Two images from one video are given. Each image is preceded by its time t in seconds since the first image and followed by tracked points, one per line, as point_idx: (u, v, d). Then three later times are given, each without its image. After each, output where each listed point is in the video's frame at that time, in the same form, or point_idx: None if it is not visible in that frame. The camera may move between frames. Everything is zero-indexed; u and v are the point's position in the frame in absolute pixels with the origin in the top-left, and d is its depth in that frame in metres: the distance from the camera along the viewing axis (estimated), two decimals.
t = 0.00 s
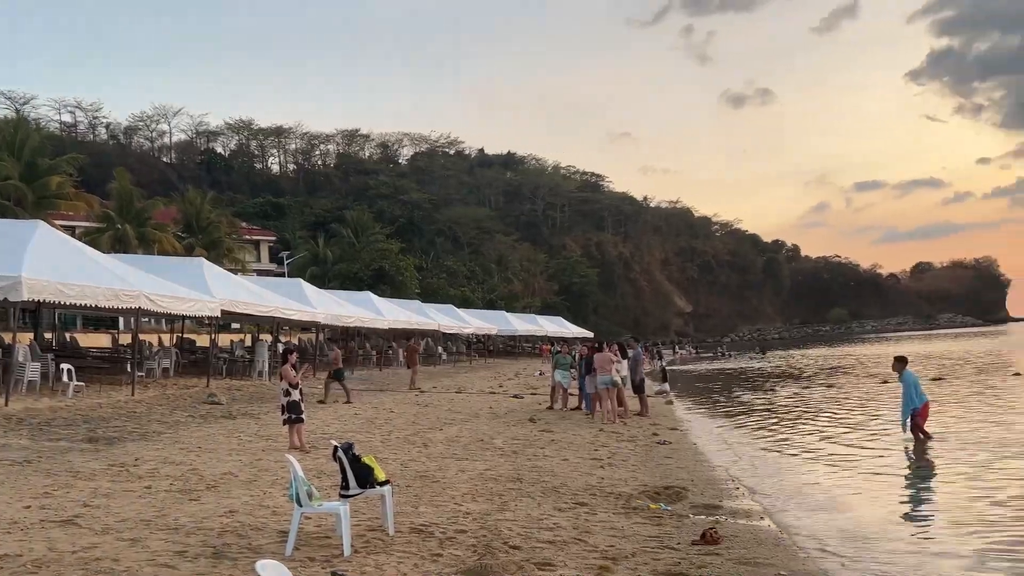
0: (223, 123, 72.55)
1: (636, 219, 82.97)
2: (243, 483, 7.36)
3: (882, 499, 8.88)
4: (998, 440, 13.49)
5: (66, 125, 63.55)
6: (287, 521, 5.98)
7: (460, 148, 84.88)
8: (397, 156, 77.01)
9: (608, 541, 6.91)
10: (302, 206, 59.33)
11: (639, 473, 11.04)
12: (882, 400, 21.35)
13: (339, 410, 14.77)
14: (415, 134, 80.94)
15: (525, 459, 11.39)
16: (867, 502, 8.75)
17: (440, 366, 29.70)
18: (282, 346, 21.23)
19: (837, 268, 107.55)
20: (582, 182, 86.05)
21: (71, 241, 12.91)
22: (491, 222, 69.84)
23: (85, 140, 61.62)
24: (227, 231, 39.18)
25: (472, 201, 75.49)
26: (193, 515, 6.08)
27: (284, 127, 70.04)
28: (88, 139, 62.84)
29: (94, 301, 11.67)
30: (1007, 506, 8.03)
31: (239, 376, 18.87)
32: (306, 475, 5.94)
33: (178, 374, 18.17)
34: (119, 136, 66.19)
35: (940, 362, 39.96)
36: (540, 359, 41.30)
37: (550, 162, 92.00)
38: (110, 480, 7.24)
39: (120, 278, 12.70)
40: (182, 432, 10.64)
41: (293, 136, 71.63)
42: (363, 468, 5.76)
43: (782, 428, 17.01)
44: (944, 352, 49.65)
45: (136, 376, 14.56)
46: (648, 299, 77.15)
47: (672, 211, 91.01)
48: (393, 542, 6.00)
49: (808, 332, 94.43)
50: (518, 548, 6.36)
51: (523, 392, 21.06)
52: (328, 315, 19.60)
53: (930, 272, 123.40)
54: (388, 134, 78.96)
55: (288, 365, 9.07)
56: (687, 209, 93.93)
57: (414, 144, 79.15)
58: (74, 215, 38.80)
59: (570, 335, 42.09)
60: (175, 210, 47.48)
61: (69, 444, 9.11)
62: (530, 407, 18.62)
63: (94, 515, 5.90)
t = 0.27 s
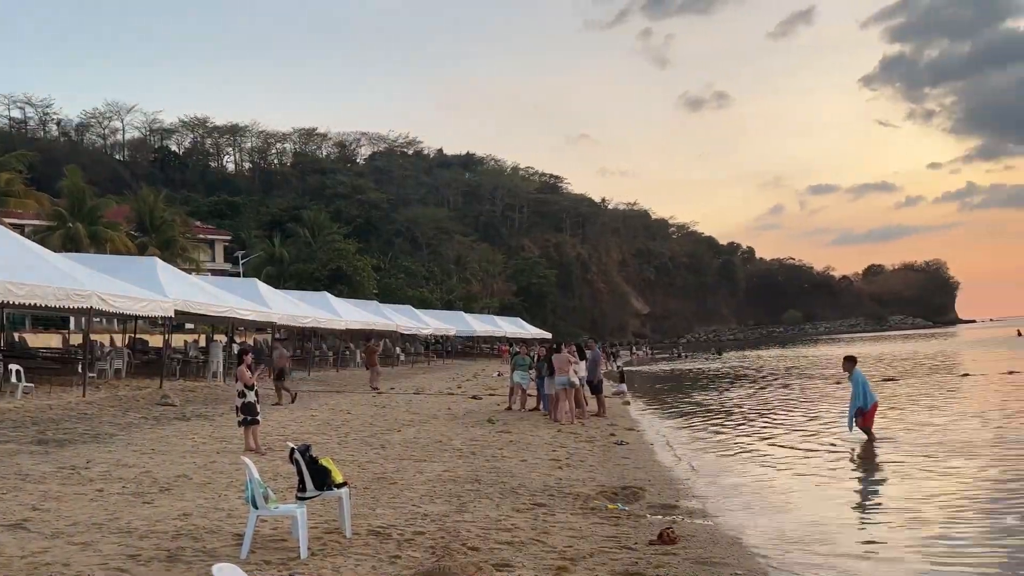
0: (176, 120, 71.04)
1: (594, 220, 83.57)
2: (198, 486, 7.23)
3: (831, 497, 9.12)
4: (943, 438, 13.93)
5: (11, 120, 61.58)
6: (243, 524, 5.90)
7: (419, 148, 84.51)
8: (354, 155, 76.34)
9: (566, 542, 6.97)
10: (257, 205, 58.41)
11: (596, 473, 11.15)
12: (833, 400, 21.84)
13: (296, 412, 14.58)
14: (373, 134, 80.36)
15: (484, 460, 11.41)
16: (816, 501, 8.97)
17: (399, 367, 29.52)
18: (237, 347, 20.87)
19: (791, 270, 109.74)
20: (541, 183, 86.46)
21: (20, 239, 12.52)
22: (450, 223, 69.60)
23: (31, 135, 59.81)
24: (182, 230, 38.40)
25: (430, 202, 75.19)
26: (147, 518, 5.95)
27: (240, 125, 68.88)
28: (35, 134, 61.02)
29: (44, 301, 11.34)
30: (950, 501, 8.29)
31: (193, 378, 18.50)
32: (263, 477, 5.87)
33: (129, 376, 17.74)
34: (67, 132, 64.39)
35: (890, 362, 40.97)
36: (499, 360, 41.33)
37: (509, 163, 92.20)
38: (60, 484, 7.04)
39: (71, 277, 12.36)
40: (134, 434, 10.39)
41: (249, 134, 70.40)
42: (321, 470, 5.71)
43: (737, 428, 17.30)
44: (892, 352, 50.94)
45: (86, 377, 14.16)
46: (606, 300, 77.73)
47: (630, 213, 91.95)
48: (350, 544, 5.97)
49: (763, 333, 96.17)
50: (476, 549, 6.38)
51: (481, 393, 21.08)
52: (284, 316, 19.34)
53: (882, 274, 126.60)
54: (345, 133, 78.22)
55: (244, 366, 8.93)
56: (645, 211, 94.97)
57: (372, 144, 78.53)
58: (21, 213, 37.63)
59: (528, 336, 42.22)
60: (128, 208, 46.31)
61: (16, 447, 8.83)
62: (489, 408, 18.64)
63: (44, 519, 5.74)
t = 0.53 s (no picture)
0: (128, 117, 69.33)
1: (553, 221, 83.94)
2: (152, 489, 7.09)
3: (784, 497, 9.32)
4: (890, 438, 14.35)
5: None
6: (198, 528, 5.81)
7: (377, 148, 83.91)
8: (312, 154, 75.48)
9: (525, 543, 7.01)
10: (213, 204, 57.38)
11: (555, 474, 11.23)
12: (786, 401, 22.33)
13: (253, 414, 14.37)
14: (331, 133, 79.55)
15: (443, 461, 11.39)
16: (770, 501, 9.17)
17: (357, 369, 29.26)
18: (191, 349, 20.47)
19: (747, 272, 111.70)
20: (500, 184, 86.63)
21: None
22: (409, 223, 69.17)
23: None
24: (135, 229, 37.53)
25: (389, 202, 74.64)
26: (99, 522, 5.82)
27: (195, 123, 67.53)
28: None
29: None
30: (897, 500, 8.56)
31: (146, 380, 18.09)
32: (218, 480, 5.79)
33: (80, 377, 17.27)
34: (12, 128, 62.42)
35: (841, 364, 42.01)
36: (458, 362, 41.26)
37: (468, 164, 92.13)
38: (7, 488, 6.84)
39: (20, 277, 11.98)
40: (85, 436, 10.13)
41: (205, 133, 68.98)
42: (277, 473, 5.66)
43: (693, 429, 17.58)
44: (842, 353, 52.25)
45: (34, 379, 13.75)
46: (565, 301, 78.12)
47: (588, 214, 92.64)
48: (308, 547, 5.92)
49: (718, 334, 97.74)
50: (435, 552, 6.39)
51: (440, 395, 21.05)
52: (240, 317, 19.04)
53: (834, 277, 129.67)
54: (302, 132, 77.28)
55: (198, 367, 8.79)
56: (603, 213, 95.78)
57: (329, 143, 77.75)
58: None
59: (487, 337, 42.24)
60: (79, 207, 45.06)
61: None
62: (448, 410, 18.63)
63: None
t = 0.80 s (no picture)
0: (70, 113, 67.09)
1: (506, 222, 84.04)
2: (97, 493, 6.91)
3: (732, 497, 9.54)
4: (834, 439, 14.77)
5: None
6: (146, 532, 5.69)
7: (329, 147, 82.87)
8: (262, 154, 74.16)
9: (479, 544, 7.05)
10: (160, 204, 55.95)
11: (508, 476, 11.30)
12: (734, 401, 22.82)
13: (202, 416, 14.08)
14: (282, 133, 78.25)
15: (396, 463, 11.35)
16: (719, 501, 9.36)
17: (309, 371, 28.87)
18: (137, 350, 19.93)
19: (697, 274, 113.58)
20: (453, 185, 86.41)
21: None
22: (361, 223, 68.45)
23: None
24: (79, 229, 36.37)
25: (341, 202, 73.77)
26: (41, 528, 5.66)
27: (142, 121, 65.70)
28: None
29: None
30: (839, 500, 8.84)
31: (90, 382, 17.57)
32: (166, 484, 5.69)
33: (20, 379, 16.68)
34: None
35: (788, 366, 43.04)
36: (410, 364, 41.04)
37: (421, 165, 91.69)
38: None
39: None
40: (27, 440, 9.80)
41: (153, 131, 67.16)
42: (228, 476, 5.58)
43: (645, 430, 17.82)
44: (789, 355, 53.51)
45: None
46: (518, 302, 78.28)
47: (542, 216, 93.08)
48: (258, 551, 5.86)
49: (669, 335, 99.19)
50: (388, 554, 6.38)
51: (393, 396, 20.94)
52: (188, 318, 18.62)
53: (782, 281, 132.58)
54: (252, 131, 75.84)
55: (145, 369, 8.59)
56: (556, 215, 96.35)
57: (280, 142, 76.52)
58: None
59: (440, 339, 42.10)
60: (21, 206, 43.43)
61: None
62: (401, 411, 18.55)
63: None
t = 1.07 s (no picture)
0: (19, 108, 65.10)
1: (468, 223, 83.98)
2: (51, 497, 6.76)
3: (691, 496, 9.70)
4: (790, 439, 15.09)
5: None
6: (102, 536, 5.59)
7: (288, 146, 81.81)
8: (220, 153, 72.91)
9: (442, 546, 7.07)
10: (115, 203, 54.64)
11: (470, 476, 11.35)
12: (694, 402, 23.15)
13: (159, 418, 13.82)
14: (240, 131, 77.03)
15: (357, 465, 11.30)
16: (678, 501, 9.52)
17: (269, 372, 28.48)
18: (91, 351, 19.46)
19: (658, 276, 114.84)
20: (415, 185, 86.04)
21: None
22: (322, 223, 67.71)
23: None
24: (30, 227, 35.34)
25: (301, 202, 72.86)
26: None
27: (97, 118, 64.12)
28: None
29: None
30: (793, 500, 9.08)
31: (42, 383, 17.10)
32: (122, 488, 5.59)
33: None
34: None
35: (746, 366, 43.80)
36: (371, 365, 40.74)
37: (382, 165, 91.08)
38: None
39: None
40: None
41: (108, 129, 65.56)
42: (186, 479, 5.52)
43: (607, 430, 17.99)
44: (747, 356, 54.42)
45: None
46: (479, 303, 78.23)
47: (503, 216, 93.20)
48: (218, 554, 5.79)
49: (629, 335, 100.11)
50: (349, 556, 6.37)
51: (353, 398, 20.81)
52: (145, 319, 18.24)
53: (741, 283, 134.75)
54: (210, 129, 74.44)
55: (101, 370, 8.42)
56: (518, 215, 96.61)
57: (239, 141, 75.31)
58: None
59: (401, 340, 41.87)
60: None
61: None
62: (362, 413, 18.45)
63: None
